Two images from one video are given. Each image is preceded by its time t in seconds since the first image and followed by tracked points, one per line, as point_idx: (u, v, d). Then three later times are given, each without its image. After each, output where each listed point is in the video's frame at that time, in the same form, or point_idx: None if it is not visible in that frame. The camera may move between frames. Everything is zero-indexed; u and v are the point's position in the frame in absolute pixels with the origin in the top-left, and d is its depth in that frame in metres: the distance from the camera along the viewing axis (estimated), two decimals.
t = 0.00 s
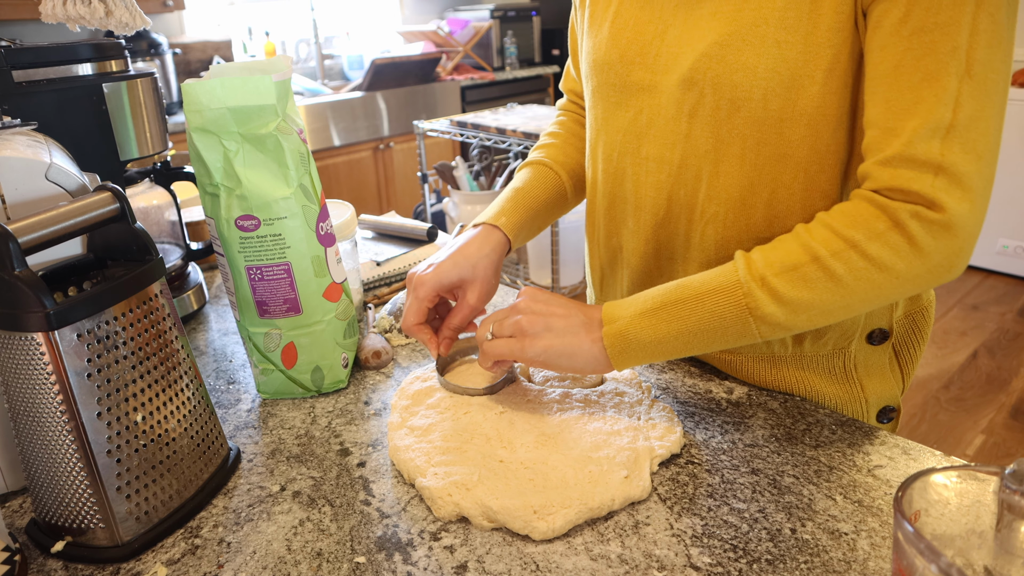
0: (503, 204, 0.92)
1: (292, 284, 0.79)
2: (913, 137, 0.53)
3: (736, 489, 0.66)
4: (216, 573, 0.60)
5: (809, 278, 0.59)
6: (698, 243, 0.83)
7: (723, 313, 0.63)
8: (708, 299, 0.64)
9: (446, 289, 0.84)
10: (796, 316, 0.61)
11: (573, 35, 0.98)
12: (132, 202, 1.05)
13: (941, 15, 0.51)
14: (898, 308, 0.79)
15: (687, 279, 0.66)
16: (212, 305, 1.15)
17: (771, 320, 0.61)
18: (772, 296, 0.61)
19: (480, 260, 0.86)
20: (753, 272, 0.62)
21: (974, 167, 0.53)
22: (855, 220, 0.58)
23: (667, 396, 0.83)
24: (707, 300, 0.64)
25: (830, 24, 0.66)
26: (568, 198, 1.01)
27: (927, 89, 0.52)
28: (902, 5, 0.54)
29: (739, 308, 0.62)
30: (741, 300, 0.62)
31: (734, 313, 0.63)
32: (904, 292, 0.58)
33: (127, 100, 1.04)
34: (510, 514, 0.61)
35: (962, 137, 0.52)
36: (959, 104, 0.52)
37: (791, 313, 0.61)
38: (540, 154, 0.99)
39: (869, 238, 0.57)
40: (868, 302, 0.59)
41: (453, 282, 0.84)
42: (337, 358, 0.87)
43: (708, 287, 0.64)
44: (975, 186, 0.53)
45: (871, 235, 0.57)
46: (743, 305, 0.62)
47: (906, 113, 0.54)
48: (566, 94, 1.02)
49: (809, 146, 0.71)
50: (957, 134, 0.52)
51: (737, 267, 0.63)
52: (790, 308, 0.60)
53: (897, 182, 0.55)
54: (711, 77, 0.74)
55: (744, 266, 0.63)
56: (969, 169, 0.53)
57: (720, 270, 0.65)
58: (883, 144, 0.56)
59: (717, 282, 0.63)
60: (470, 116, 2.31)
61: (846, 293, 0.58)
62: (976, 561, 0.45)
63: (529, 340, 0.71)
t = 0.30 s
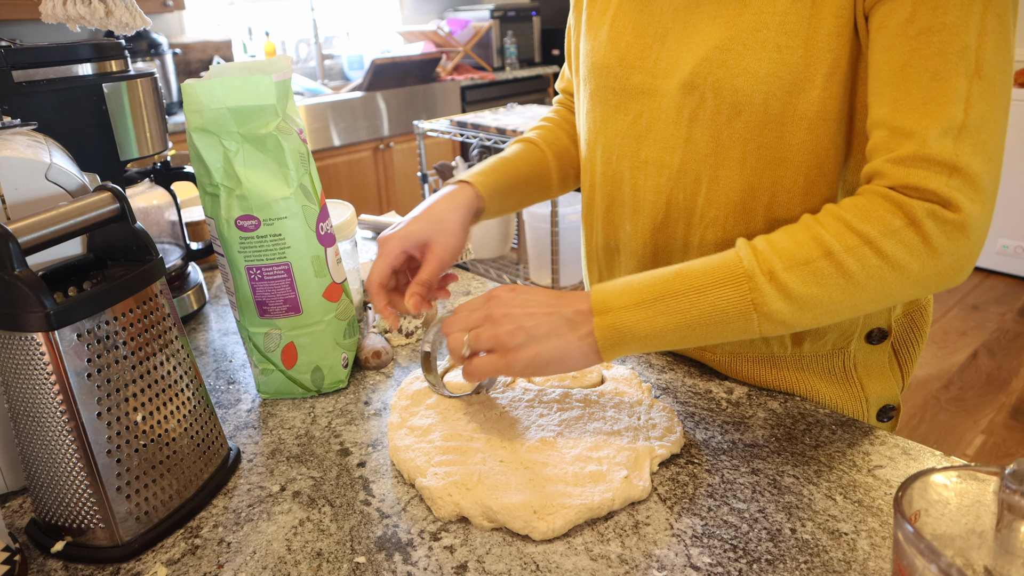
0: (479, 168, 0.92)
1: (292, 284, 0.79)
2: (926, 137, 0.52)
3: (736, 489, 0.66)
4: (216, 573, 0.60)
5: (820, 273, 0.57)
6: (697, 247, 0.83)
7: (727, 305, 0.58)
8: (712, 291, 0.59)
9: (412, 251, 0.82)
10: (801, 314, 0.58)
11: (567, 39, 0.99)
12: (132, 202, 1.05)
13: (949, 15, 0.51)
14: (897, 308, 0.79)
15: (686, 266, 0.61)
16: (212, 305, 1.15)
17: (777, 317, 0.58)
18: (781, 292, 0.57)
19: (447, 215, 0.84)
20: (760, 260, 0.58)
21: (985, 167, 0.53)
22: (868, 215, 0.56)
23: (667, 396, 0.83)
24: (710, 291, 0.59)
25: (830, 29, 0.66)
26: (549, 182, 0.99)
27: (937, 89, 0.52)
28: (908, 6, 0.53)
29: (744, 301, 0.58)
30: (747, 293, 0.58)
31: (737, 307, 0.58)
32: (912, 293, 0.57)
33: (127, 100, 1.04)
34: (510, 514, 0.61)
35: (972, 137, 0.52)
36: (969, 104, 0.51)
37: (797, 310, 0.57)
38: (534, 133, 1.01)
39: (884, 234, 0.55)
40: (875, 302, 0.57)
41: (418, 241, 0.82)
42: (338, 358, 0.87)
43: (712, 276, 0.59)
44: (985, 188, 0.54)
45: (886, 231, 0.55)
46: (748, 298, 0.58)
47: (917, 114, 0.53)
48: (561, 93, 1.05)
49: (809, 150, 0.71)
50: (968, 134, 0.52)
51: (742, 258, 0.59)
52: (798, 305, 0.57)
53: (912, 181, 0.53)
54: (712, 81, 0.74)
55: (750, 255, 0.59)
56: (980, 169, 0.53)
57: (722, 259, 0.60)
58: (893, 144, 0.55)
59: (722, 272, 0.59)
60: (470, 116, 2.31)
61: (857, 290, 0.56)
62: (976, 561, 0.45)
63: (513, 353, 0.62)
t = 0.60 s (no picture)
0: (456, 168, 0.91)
1: (292, 284, 0.79)
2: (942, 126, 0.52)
3: (736, 489, 0.66)
4: (216, 573, 0.60)
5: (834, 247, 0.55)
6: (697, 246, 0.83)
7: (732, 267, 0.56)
8: (719, 251, 0.56)
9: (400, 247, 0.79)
10: (810, 287, 0.55)
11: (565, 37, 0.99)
12: (132, 202, 1.05)
13: (960, 7, 0.51)
14: (895, 308, 0.80)
15: (694, 227, 0.59)
16: (212, 305, 1.15)
17: (784, 287, 0.55)
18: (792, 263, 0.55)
19: (431, 210, 0.84)
20: (774, 228, 0.56)
21: (998, 159, 0.52)
22: (887, 194, 0.54)
23: (667, 396, 0.83)
24: (717, 251, 0.56)
25: (830, 27, 0.65)
26: (528, 182, 0.98)
27: (948, 81, 0.51)
28: None
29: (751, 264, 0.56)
30: (755, 258, 0.56)
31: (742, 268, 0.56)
32: (922, 284, 0.55)
33: (127, 100, 1.04)
34: (510, 514, 0.62)
35: (986, 130, 0.51)
36: (981, 95, 0.51)
37: (806, 282, 0.55)
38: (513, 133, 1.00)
39: (903, 217, 0.53)
40: (887, 287, 0.55)
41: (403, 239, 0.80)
42: (338, 358, 0.87)
43: (720, 237, 0.57)
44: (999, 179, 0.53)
45: (905, 214, 0.53)
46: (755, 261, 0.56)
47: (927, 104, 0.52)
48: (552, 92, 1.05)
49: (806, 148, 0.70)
50: (983, 125, 0.51)
51: (754, 223, 0.57)
52: (807, 277, 0.55)
53: (930, 168, 0.52)
54: (711, 78, 0.74)
55: (763, 221, 0.57)
56: (995, 160, 0.52)
57: (731, 223, 0.58)
58: (905, 135, 0.54)
59: (731, 234, 0.57)
60: (470, 116, 2.31)
61: (868, 269, 0.54)
62: (976, 561, 0.45)
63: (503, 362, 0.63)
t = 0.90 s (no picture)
0: (464, 226, 0.86)
1: (292, 284, 0.79)
2: (941, 132, 0.52)
3: (736, 489, 0.66)
4: (216, 573, 0.60)
5: (843, 281, 0.54)
6: (705, 245, 0.83)
7: (752, 325, 0.55)
8: (735, 310, 0.56)
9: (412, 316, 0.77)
10: (829, 323, 0.55)
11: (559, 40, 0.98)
12: (132, 202, 1.05)
13: (963, 11, 0.51)
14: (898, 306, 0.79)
15: (704, 290, 0.58)
16: (212, 305, 1.15)
17: (804, 329, 0.55)
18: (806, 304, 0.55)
19: (447, 283, 0.80)
20: (779, 273, 0.56)
21: (994, 162, 0.53)
22: (885, 216, 0.54)
23: (667, 396, 0.83)
24: (735, 311, 0.56)
25: (839, 27, 0.66)
26: (535, 218, 0.95)
27: (951, 84, 0.52)
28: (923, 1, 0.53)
29: (769, 317, 0.55)
30: (771, 308, 0.55)
31: (764, 325, 0.55)
32: (928, 291, 0.56)
33: (127, 100, 1.04)
34: (510, 514, 0.62)
35: (983, 132, 0.52)
36: (980, 100, 0.52)
37: (824, 320, 0.55)
38: (504, 172, 0.94)
39: (903, 236, 0.53)
40: (898, 303, 0.56)
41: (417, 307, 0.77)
42: (338, 358, 0.87)
43: (733, 297, 0.56)
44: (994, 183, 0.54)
45: (905, 231, 0.53)
46: (773, 314, 0.55)
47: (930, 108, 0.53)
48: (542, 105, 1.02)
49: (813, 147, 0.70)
50: (980, 129, 0.52)
51: (762, 271, 0.56)
52: (824, 315, 0.55)
53: (929, 177, 0.53)
54: (720, 78, 0.74)
55: (768, 270, 0.56)
56: (991, 163, 0.53)
57: (739, 279, 0.57)
58: (906, 140, 0.54)
59: (742, 291, 0.56)
60: (470, 116, 2.31)
61: (880, 294, 0.54)
62: (976, 561, 0.45)
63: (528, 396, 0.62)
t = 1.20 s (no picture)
0: (466, 233, 0.86)
1: (292, 284, 0.79)
2: (935, 138, 0.52)
3: (736, 489, 0.66)
4: (216, 573, 0.60)
5: (843, 296, 0.54)
6: (699, 246, 0.83)
7: (755, 347, 0.56)
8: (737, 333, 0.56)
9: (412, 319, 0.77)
10: (827, 337, 0.55)
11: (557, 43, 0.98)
12: (132, 202, 1.05)
13: (957, 17, 0.51)
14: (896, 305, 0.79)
15: (702, 309, 0.58)
16: (212, 305, 1.15)
17: (805, 347, 0.55)
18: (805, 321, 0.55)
19: (451, 290, 0.80)
20: (777, 290, 0.55)
21: (986, 168, 0.53)
22: (881, 228, 0.54)
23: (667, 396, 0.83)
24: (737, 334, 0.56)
25: (833, 28, 0.66)
26: (538, 221, 0.95)
27: (944, 90, 0.52)
28: (917, 6, 0.54)
29: (769, 337, 0.55)
30: (772, 328, 0.55)
31: (766, 345, 0.55)
32: (922, 296, 0.56)
33: (127, 100, 1.04)
34: (511, 514, 0.62)
35: (975, 139, 0.52)
36: (971, 106, 0.52)
37: (823, 336, 0.55)
38: (504, 177, 0.94)
39: (899, 247, 0.53)
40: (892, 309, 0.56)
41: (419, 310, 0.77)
42: (338, 358, 0.87)
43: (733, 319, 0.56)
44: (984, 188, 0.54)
45: (900, 242, 0.53)
46: (774, 334, 0.55)
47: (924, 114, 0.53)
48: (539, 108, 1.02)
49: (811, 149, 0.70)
50: (972, 136, 0.52)
51: (761, 290, 0.56)
52: (823, 332, 0.55)
53: (923, 185, 0.53)
54: (715, 80, 0.74)
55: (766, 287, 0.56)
56: (982, 170, 0.53)
57: (736, 295, 0.57)
58: (899, 145, 0.54)
59: (741, 311, 0.56)
60: (470, 116, 2.31)
61: (877, 305, 0.54)
62: (976, 561, 0.45)
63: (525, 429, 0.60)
